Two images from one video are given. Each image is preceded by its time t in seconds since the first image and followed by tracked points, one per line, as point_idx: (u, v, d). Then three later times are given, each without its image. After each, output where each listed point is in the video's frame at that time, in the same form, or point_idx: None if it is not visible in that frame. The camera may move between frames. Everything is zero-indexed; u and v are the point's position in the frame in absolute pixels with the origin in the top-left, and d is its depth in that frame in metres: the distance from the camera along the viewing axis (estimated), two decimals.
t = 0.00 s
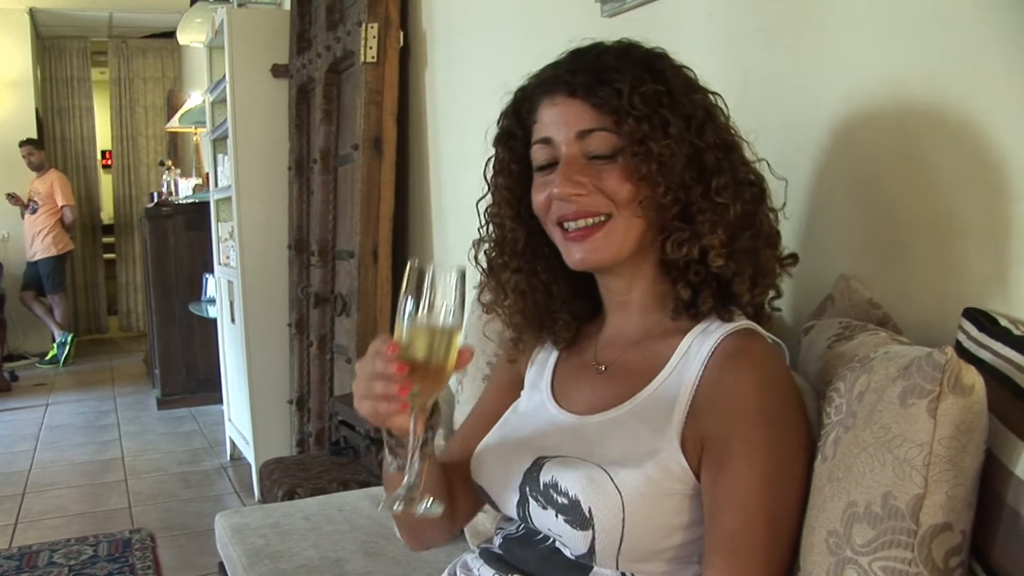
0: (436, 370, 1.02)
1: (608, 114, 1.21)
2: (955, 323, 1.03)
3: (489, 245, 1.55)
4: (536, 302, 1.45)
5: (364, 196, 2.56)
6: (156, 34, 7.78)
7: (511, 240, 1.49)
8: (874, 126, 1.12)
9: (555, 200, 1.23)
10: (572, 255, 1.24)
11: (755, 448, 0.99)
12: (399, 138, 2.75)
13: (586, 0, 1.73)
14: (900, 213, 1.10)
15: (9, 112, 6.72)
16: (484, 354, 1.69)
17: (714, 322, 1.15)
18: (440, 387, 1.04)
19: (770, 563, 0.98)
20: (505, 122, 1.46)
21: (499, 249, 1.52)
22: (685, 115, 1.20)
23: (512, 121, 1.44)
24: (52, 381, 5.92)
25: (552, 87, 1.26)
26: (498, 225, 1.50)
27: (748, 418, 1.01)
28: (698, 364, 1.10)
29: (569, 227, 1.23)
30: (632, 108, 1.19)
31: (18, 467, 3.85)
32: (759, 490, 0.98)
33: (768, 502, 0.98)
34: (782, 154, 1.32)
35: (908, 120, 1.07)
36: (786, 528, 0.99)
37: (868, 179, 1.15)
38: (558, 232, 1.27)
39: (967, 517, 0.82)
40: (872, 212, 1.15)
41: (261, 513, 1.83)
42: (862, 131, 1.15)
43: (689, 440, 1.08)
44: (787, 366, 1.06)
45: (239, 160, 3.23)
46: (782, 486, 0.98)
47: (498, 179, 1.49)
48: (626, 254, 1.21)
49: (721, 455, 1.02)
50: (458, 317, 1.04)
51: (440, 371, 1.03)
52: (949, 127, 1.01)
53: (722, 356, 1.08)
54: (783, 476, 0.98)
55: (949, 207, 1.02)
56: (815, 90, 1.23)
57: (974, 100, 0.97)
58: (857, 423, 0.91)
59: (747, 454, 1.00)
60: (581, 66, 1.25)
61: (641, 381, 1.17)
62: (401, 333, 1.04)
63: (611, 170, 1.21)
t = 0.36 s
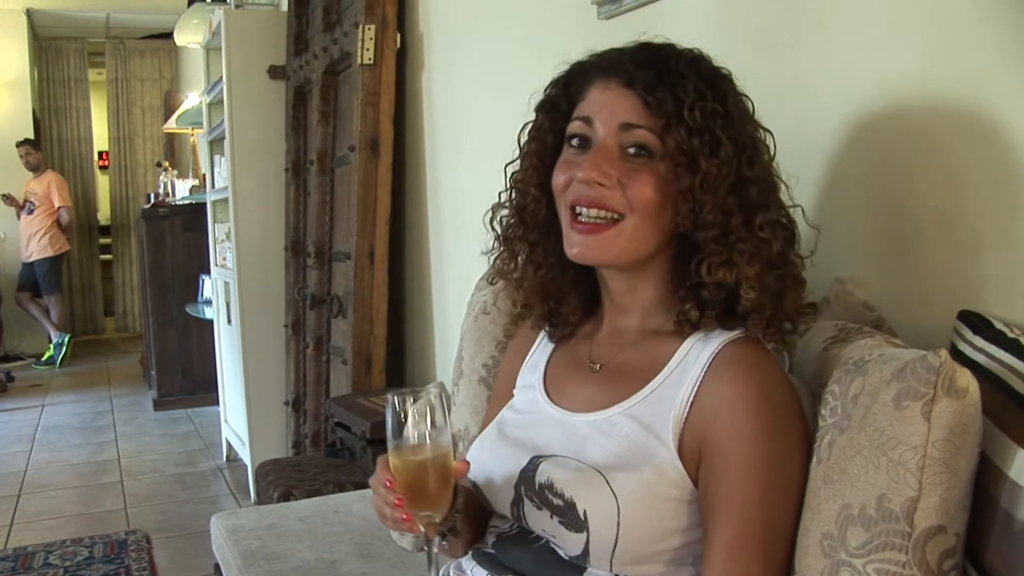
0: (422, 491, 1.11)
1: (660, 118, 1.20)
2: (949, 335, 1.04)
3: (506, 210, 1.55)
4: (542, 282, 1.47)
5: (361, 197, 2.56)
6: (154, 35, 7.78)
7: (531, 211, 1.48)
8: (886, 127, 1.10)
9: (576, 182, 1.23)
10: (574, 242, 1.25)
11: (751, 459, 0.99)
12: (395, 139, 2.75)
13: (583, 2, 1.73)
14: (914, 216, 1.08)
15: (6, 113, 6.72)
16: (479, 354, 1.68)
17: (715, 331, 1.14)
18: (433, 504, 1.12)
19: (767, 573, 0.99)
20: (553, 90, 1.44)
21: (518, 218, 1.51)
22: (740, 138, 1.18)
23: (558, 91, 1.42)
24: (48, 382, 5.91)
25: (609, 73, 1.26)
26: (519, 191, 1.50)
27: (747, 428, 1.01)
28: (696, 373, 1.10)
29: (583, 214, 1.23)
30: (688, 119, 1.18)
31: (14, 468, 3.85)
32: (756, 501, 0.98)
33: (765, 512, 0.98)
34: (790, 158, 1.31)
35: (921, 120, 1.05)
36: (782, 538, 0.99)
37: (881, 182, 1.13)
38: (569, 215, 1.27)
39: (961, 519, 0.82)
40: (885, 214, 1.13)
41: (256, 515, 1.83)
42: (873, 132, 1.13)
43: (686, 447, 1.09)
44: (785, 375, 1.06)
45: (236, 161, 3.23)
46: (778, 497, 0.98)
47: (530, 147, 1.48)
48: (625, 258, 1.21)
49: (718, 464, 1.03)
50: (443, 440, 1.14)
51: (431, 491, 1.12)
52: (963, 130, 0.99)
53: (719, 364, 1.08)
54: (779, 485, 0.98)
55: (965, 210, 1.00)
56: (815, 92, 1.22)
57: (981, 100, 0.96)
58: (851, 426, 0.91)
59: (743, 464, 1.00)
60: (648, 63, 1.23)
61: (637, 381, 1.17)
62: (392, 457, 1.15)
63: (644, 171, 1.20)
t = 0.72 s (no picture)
0: (454, 516, 1.12)
1: (653, 158, 1.17)
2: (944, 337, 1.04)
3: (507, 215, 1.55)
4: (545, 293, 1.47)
5: (357, 199, 2.56)
6: (150, 36, 7.78)
7: (536, 227, 1.48)
8: (889, 140, 1.10)
9: (574, 228, 1.21)
10: (577, 278, 1.24)
11: (746, 462, 0.99)
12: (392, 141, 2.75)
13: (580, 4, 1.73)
14: (919, 232, 1.07)
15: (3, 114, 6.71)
16: (475, 356, 1.68)
17: (712, 335, 1.14)
18: (466, 527, 1.13)
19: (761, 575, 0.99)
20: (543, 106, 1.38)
21: (520, 223, 1.50)
22: (736, 176, 1.15)
23: (548, 109, 1.37)
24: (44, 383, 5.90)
25: (597, 109, 1.21)
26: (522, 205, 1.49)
27: (740, 433, 1.01)
28: (691, 374, 1.10)
29: (580, 253, 1.22)
30: (681, 169, 1.14)
31: (10, 469, 3.84)
32: (751, 503, 0.98)
33: (759, 515, 0.98)
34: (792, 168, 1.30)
35: (924, 133, 1.05)
36: (776, 542, 0.99)
37: (886, 198, 1.12)
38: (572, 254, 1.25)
39: (955, 521, 0.82)
40: (890, 230, 1.12)
41: (252, 517, 1.83)
42: (877, 146, 1.12)
43: (682, 448, 1.09)
44: (780, 377, 1.06)
45: (232, 163, 3.23)
46: (772, 500, 0.99)
47: (527, 169, 1.45)
48: (626, 290, 1.21)
49: (712, 466, 1.03)
50: (476, 466, 1.14)
51: (464, 514, 1.12)
52: (967, 138, 0.99)
53: (714, 366, 1.08)
54: (773, 487, 0.99)
55: (971, 223, 0.99)
56: (814, 94, 1.22)
57: (983, 101, 0.96)
58: (846, 428, 0.91)
59: (738, 466, 1.00)
60: (637, 99, 1.18)
61: (633, 382, 1.18)
62: (426, 481, 1.16)
63: (641, 213, 1.18)
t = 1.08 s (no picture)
0: (463, 522, 1.12)
1: (660, 152, 1.17)
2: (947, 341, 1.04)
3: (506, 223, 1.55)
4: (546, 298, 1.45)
5: (359, 199, 2.55)
6: (153, 34, 7.78)
7: (536, 228, 1.46)
8: (891, 139, 1.10)
9: (579, 224, 1.20)
10: (578, 276, 1.23)
11: (749, 468, 0.99)
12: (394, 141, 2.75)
13: (583, 6, 1.73)
14: (923, 231, 1.06)
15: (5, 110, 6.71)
16: (476, 357, 1.68)
17: (716, 341, 1.15)
18: (476, 533, 1.13)
19: None
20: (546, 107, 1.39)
21: (520, 230, 1.49)
22: (741, 170, 1.15)
23: (551, 107, 1.37)
24: (44, 379, 5.90)
25: (603, 103, 1.21)
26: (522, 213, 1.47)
27: (742, 440, 1.01)
28: (694, 383, 1.10)
29: (585, 251, 1.21)
30: (688, 161, 1.14)
31: (9, 465, 3.84)
32: (753, 508, 0.98)
33: (761, 521, 0.98)
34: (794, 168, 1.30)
35: (925, 131, 1.04)
36: (776, 546, 0.99)
37: (888, 197, 1.12)
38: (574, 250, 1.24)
39: (956, 527, 0.82)
40: (894, 231, 1.11)
41: (251, 515, 1.83)
42: (878, 145, 1.12)
43: (684, 454, 1.09)
44: (782, 383, 1.06)
45: (234, 161, 3.23)
46: (775, 507, 0.99)
47: (528, 168, 1.44)
48: (632, 288, 1.20)
49: (715, 472, 1.02)
50: (486, 473, 1.14)
51: (474, 520, 1.12)
52: (968, 135, 0.99)
53: (717, 372, 1.08)
54: (774, 495, 0.98)
55: (974, 221, 0.99)
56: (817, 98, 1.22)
57: (983, 98, 0.96)
58: (847, 432, 0.91)
59: (741, 473, 1.00)
60: (643, 93, 1.18)
61: (634, 389, 1.18)
62: (436, 486, 1.15)
63: (646, 209, 1.18)
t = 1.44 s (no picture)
0: (464, 520, 1.12)
1: (676, 117, 1.20)
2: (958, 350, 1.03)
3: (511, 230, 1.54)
4: (550, 301, 1.44)
5: (369, 199, 2.56)
6: (164, 31, 7.80)
7: (540, 224, 1.46)
8: (891, 138, 1.11)
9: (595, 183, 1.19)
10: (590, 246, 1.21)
11: (755, 475, 0.99)
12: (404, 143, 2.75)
13: (597, 10, 1.73)
14: (923, 238, 1.07)
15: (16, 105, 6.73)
16: (484, 359, 1.68)
17: (725, 346, 1.14)
18: (476, 531, 1.13)
19: None
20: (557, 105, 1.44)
21: (525, 232, 1.48)
22: (753, 142, 1.21)
23: (564, 103, 1.43)
24: (51, 375, 5.91)
25: (620, 80, 1.26)
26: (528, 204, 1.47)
27: (751, 447, 1.00)
28: (702, 389, 1.09)
29: (597, 215, 1.19)
30: (707, 121, 1.19)
31: (15, 460, 3.85)
32: (759, 516, 0.98)
33: (768, 528, 0.98)
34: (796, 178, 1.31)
35: (923, 139, 1.06)
36: (785, 554, 0.99)
37: (888, 205, 1.13)
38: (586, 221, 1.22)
39: (965, 538, 0.82)
40: (894, 239, 1.12)
41: (256, 515, 1.83)
42: (878, 154, 1.13)
43: (692, 461, 1.08)
44: (791, 391, 1.05)
45: (244, 160, 3.23)
46: (783, 514, 0.98)
47: (536, 158, 1.46)
48: (646, 256, 1.18)
49: (722, 480, 1.02)
50: (486, 472, 1.14)
51: (474, 519, 1.12)
52: (964, 142, 1.00)
53: (725, 379, 1.07)
54: (782, 504, 0.98)
55: (972, 229, 1.00)
56: (819, 103, 1.23)
57: (980, 105, 0.97)
58: (857, 442, 0.90)
59: (748, 479, 0.99)
60: (658, 67, 1.25)
61: (642, 395, 1.17)
62: (438, 485, 1.15)
63: (662, 170, 1.19)
